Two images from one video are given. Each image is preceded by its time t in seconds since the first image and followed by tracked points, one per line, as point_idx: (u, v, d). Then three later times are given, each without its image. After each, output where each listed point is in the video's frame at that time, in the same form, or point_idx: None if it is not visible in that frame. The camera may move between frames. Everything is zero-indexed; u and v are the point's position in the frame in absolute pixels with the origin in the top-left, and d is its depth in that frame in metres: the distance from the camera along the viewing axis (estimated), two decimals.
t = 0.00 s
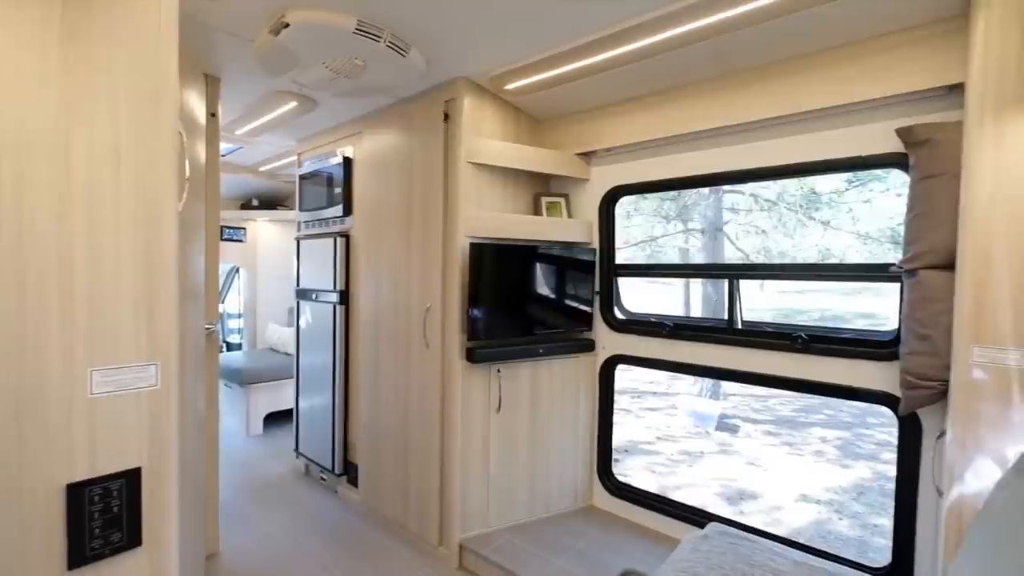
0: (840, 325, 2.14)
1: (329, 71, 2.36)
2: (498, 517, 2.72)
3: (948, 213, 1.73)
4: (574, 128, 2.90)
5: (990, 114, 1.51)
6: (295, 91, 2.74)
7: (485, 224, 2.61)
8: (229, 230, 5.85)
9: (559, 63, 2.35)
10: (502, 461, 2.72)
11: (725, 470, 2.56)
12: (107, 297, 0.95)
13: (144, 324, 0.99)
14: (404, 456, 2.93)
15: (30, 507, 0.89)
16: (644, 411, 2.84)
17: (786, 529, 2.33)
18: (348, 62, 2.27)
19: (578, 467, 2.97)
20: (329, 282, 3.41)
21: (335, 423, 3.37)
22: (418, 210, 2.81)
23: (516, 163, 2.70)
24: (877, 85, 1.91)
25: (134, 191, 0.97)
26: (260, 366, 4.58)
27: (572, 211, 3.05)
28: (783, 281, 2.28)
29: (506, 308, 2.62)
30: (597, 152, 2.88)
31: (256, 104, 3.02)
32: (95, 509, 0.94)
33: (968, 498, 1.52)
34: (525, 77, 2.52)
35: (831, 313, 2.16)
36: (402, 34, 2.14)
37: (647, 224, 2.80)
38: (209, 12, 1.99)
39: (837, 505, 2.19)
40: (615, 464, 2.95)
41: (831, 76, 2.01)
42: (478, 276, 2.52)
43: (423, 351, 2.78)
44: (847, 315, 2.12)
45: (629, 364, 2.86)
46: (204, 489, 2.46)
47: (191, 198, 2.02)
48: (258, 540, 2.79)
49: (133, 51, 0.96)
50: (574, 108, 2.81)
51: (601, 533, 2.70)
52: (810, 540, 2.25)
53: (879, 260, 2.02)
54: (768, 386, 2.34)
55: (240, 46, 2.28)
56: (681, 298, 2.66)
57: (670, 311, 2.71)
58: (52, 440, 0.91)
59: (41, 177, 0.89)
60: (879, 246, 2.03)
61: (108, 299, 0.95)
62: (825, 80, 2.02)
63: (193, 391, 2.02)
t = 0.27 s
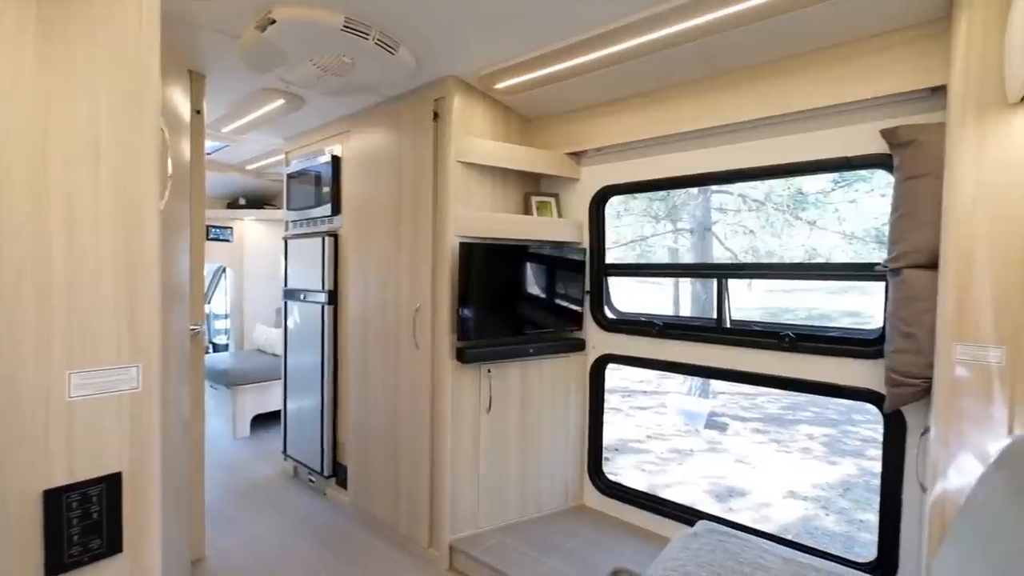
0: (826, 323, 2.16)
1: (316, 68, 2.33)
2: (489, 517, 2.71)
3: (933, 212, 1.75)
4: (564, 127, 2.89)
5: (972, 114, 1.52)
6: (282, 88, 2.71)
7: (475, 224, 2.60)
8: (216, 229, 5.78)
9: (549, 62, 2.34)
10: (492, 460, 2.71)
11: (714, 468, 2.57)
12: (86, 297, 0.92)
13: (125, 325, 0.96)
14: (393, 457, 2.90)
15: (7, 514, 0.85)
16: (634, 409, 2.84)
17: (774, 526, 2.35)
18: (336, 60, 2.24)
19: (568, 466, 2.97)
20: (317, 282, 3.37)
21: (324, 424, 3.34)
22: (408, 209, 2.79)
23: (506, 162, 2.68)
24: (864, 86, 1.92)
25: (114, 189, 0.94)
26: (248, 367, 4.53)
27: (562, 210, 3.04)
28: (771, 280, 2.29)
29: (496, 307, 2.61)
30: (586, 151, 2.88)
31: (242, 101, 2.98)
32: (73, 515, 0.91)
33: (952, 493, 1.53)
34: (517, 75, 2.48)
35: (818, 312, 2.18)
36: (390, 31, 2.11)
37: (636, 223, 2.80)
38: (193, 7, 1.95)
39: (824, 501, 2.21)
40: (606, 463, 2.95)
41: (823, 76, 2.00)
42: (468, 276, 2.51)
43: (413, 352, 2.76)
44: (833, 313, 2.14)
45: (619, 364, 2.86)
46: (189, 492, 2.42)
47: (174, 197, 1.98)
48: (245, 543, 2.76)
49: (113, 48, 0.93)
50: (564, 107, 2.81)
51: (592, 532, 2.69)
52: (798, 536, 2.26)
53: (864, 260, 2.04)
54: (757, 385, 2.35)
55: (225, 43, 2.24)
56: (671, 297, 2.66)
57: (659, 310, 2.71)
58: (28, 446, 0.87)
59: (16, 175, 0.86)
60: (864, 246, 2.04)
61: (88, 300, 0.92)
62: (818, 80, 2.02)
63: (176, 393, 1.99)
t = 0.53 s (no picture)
0: (815, 323, 2.17)
1: (305, 67, 2.30)
2: (480, 517, 2.70)
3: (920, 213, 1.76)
4: (555, 128, 2.89)
5: (957, 115, 1.54)
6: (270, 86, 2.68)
7: (465, 224, 2.58)
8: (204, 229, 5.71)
9: (540, 62, 2.33)
10: (484, 461, 2.70)
11: (705, 466, 2.58)
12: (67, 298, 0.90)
13: (108, 326, 0.94)
14: (384, 458, 2.88)
15: None
16: (626, 409, 2.85)
17: (764, 523, 2.36)
18: (326, 58, 2.22)
19: (560, 466, 2.96)
20: (307, 283, 3.35)
21: (314, 426, 3.31)
22: (398, 209, 2.77)
23: (497, 162, 2.68)
24: (851, 88, 1.94)
25: (97, 189, 0.92)
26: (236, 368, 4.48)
27: (553, 210, 3.04)
28: (761, 280, 2.31)
29: (487, 307, 2.60)
30: (577, 151, 2.88)
31: (230, 100, 2.94)
32: (53, 520, 0.89)
33: (937, 490, 1.54)
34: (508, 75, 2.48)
35: (806, 311, 2.19)
36: (380, 30, 2.10)
37: (627, 224, 2.80)
38: (179, 3, 1.93)
39: (813, 499, 2.22)
40: (598, 463, 2.95)
41: (815, 76, 2.01)
42: (459, 276, 2.50)
43: (404, 352, 2.75)
44: (821, 313, 2.16)
45: (610, 363, 2.86)
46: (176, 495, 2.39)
47: (160, 196, 1.95)
48: (234, 546, 2.73)
49: (96, 46, 0.91)
50: (555, 107, 2.80)
51: (584, 532, 2.69)
52: (788, 534, 2.28)
53: (852, 260, 2.06)
54: (748, 384, 2.36)
55: (211, 40, 2.21)
56: (662, 297, 2.67)
57: (650, 310, 2.72)
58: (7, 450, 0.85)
59: None
60: (851, 246, 2.06)
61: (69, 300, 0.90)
62: (809, 81, 2.03)
63: (162, 396, 1.96)
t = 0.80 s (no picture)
0: (804, 322, 2.19)
1: (295, 65, 2.28)
2: (472, 518, 2.69)
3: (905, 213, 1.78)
4: (546, 128, 2.88)
5: (941, 116, 1.55)
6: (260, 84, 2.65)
7: (456, 223, 2.57)
8: (192, 228, 5.65)
9: (532, 63, 2.33)
10: (475, 461, 2.69)
11: (696, 465, 2.59)
12: (49, 297, 0.88)
13: (91, 327, 0.92)
14: (375, 458, 2.87)
15: None
16: (617, 408, 2.85)
17: (754, 521, 2.37)
18: (316, 56, 2.20)
19: (552, 466, 2.96)
20: (296, 283, 3.32)
21: (303, 427, 3.29)
22: (389, 208, 2.76)
23: (488, 162, 2.67)
24: (840, 89, 1.95)
25: (80, 187, 0.90)
26: (225, 369, 4.44)
27: (545, 210, 3.04)
28: (751, 280, 2.32)
29: (479, 307, 2.59)
30: (569, 152, 2.88)
31: (219, 97, 2.91)
32: (34, 524, 0.87)
33: (923, 487, 1.55)
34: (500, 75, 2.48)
35: (795, 311, 2.21)
36: (371, 28, 2.08)
37: (619, 224, 2.80)
38: None
39: (802, 497, 2.23)
40: (589, 462, 2.95)
41: (809, 77, 2.02)
42: (450, 276, 2.49)
43: (395, 352, 2.73)
44: (809, 312, 2.17)
45: (602, 363, 2.87)
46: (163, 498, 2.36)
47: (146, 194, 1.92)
48: (223, 549, 2.70)
49: (80, 45, 0.90)
50: (546, 108, 2.80)
51: (575, 531, 2.69)
52: (778, 532, 2.29)
53: (840, 260, 2.07)
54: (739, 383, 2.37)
55: (200, 37, 2.19)
56: (653, 297, 2.68)
57: (642, 310, 2.72)
58: None
59: None
60: (839, 246, 2.08)
61: (51, 300, 0.88)
62: (802, 82, 2.03)
63: (148, 397, 1.93)
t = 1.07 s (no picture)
0: (792, 323, 2.21)
1: (284, 63, 2.26)
2: (462, 518, 2.68)
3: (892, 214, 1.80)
4: (537, 128, 2.88)
5: (926, 119, 1.57)
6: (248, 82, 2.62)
7: (446, 223, 2.56)
8: (179, 228, 5.59)
9: (522, 62, 2.33)
10: (466, 462, 2.68)
11: (686, 464, 2.60)
12: (29, 297, 0.87)
13: (73, 327, 0.91)
14: (364, 459, 2.85)
15: None
16: (608, 408, 2.86)
17: (743, 520, 2.39)
18: (305, 54, 2.18)
19: (543, 466, 2.96)
20: (285, 282, 3.29)
21: (292, 428, 3.26)
22: (379, 208, 2.74)
23: (479, 162, 2.66)
24: (828, 91, 1.97)
25: (62, 186, 0.89)
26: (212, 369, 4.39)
27: (536, 211, 3.04)
28: (740, 280, 2.33)
29: (470, 307, 2.58)
30: (560, 152, 2.88)
31: (206, 95, 2.88)
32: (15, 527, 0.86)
33: (909, 485, 1.57)
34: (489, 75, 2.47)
35: (784, 311, 2.22)
36: (361, 26, 2.07)
37: (610, 224, 2.81)
38: None
39: (790, 495, 2.25)
40: (580, 462, 2.96)
41: (799, 79, 2.03)
42: (441, 275, 2.48)
43: (385, 352, 2.71)
44: (798, 312, 2.19)
45: (593, 363, 2.87)
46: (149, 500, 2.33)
47: (131, 192, 1.90)
48: (210, 552, 2.67)
49: (62, 43, 0.88)
50: (538, 108, 2.80)
51: (565, 531, 2.69)
52: (766, 530, 2.30)
53: (828, 260, 2.09)
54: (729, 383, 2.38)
55: (187, 33, 2.16)
56: (644, 297, 2.68)
57: (632, 310, 2.73)
58: None
59: None
60: (826, 247, 2.10)
61: (32, 300, 0.87)
62: (791, 84, 2.05)
63: (133, 398, 1.90)
